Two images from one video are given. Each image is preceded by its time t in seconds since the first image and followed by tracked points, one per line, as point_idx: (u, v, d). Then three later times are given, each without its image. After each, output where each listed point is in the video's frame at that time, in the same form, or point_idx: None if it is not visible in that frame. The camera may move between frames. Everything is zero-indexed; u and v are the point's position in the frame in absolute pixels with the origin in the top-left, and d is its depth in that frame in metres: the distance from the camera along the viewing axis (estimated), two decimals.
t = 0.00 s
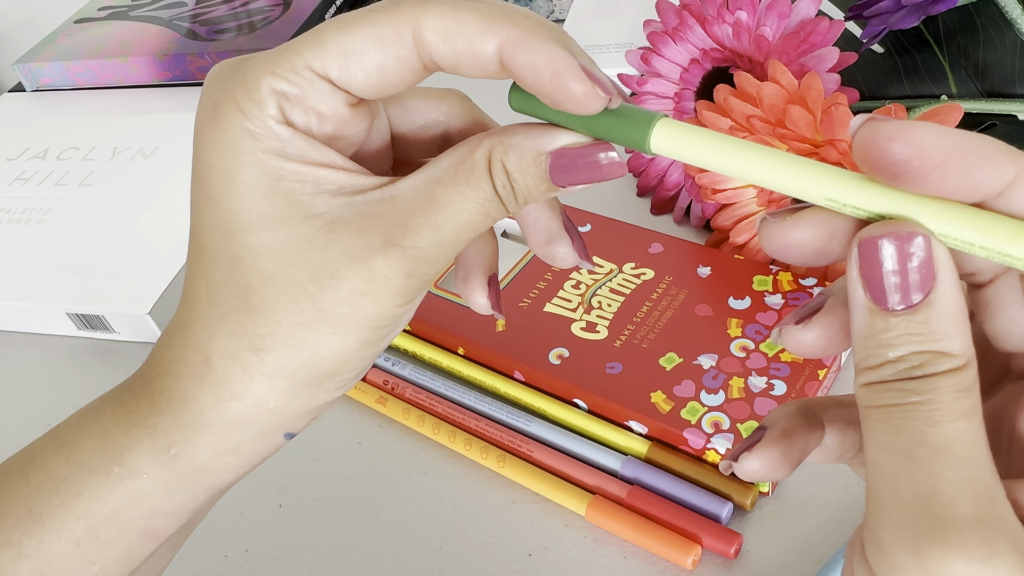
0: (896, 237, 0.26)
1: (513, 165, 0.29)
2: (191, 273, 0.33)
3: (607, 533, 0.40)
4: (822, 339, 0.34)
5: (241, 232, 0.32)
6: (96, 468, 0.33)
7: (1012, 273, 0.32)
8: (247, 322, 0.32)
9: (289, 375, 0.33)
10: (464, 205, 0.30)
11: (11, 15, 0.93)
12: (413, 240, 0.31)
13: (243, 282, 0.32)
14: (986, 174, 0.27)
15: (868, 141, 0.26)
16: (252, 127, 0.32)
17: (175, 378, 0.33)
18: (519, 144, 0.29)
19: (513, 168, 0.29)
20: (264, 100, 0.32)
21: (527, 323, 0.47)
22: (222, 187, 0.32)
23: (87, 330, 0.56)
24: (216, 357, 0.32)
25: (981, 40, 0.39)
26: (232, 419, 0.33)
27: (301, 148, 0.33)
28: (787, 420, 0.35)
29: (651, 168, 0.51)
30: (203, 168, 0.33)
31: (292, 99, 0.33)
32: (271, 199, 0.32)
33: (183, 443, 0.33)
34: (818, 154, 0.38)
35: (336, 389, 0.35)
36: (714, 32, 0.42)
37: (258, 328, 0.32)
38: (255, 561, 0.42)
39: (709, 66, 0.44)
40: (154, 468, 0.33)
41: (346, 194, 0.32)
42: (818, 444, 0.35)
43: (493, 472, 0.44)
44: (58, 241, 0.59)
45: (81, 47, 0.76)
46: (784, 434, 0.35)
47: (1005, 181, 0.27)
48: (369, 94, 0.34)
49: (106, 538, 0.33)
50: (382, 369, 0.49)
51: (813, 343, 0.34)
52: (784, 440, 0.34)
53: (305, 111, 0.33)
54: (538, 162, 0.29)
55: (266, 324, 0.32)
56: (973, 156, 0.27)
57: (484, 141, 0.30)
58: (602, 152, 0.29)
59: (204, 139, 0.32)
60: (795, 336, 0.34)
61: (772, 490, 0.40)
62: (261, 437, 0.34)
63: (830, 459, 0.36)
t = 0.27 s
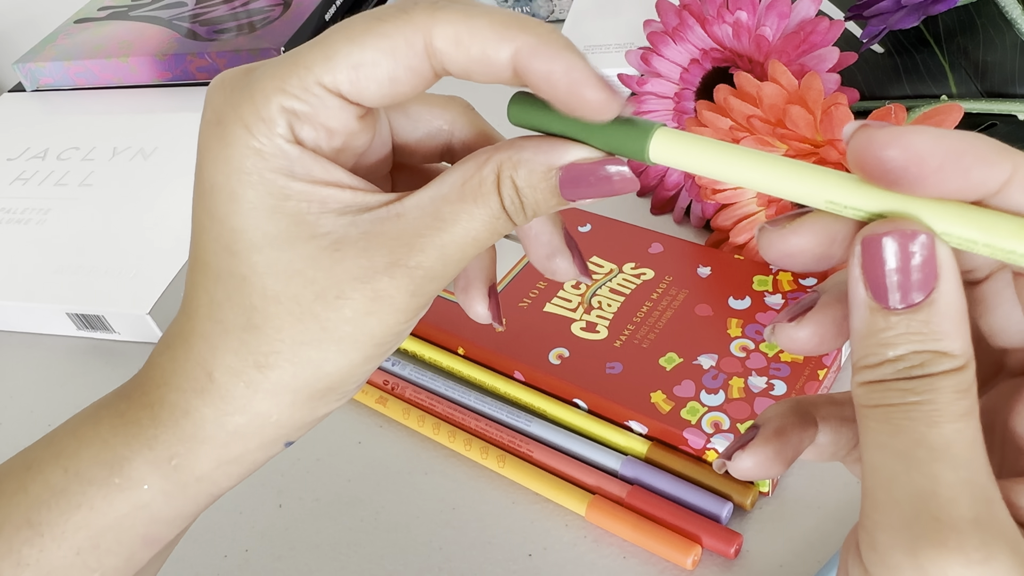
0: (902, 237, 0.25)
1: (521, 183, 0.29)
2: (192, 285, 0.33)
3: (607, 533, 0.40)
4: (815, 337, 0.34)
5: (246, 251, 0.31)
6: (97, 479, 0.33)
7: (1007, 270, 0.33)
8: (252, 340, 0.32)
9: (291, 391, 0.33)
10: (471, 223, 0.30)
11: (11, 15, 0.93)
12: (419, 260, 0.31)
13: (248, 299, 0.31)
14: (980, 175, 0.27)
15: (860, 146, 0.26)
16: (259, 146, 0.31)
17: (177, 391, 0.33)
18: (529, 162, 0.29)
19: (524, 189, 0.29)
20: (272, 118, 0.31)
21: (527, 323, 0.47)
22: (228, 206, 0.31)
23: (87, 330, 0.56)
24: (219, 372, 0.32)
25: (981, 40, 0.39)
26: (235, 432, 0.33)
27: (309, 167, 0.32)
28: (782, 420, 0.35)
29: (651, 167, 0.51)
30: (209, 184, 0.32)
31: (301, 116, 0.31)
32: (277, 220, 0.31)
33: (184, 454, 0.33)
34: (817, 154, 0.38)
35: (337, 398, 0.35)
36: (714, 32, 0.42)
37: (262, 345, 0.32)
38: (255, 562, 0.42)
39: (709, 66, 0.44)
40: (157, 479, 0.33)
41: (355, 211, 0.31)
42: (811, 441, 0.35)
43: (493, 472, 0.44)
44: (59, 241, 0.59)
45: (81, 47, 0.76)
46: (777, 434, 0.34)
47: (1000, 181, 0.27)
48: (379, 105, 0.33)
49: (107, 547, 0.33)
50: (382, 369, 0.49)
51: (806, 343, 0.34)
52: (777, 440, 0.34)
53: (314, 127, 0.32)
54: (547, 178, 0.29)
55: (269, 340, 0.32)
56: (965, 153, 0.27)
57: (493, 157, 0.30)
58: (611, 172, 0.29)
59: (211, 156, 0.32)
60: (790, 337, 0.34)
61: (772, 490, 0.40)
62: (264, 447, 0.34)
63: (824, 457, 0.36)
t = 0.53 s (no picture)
0: (828, 248, 0.25)
1: (531, 200, 0.30)
2: (202, 309, 0.32)
3: (607, 533, 0.40)
4: (756, 343, 0.36)
5: (263, 281, 0.31)
6: (101, 501, 0.33)
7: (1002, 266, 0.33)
8: (266, 367, 0.32)
9: (305, 417, 0.33)
10: (483, 237, 0.31)
11: (12, 15, 0.94)
12: (433, 283, 0.31)
13: (262, 327, 0.31)
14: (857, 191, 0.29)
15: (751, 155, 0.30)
16: (282, 179, 0.30)
17: (187, 416, 0.33)
18: (539, 179, 0.29)
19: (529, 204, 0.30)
20: (299, 155, 0.30)
21: (528, 322, 0.47)
22: (244, 237, 0.31)
23: (87, 330, 0.56)
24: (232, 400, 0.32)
25: (981, 40, 0.39)
26: (246, 456, 0.33)
27: (332, 204, 0.31)
28: (743, 429, 0.36)
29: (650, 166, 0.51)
30: (223, 211, 0.31)
31: (330, 157, 0.31)
32: (295, 253, 0.31)
33: (191, 478, 0.33)
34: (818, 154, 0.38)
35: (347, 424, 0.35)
36: (714, 32, 0.42)
37: (278, 374, 0.32)
38: (255, 561, 0.42)
39: (709, 66, 0.44)
40: (163, 500, 0.33)
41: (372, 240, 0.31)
42: (776, 450, 0.36)
43: (493, 472, 0.44)
44: (59, 241, 0.59)
45: (81, 47, 0.76)
46: (736, 443, 0.36)
47: (879, 198, 0.29)
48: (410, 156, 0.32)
49: (112, 565, 0.34)
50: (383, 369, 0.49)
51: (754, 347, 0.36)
52: (736, 449, 0.35)
53: (341, 168, 0.31)
54: (556, 202, 0.29)
55: (286, 370, 0.32)
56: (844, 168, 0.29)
57: (505, 170, 0.30)
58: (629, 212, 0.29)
59: (230, 184, 0.31)
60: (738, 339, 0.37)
61: (772, 491, 0.40)
62: (274, 470, 0.34)
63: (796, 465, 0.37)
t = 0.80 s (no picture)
0: (855, 251, 0.25)
1: (531, 194, 0.30)
2: (218, 329, 0.32)
3: (607, 533, 0.40)
4: (780, 324, 0.36)
5: (282, 299, 0.31)
6: (113, 525, 0.32)
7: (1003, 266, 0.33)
8: (290, 389, 0.32)
9: (324, 436, 0.33)
10: (496, 237, 0.31)
11: (13, 14, 0.94)
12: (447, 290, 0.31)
13: (279, 349, 0.31)
14: (876, 198, 0.29)
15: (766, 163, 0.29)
16: (310, 195, 0.30)
17: (203, 438, 0.32)
18: (539, 172, 0.30)
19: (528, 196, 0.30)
20: (329, 169, 0.30)
21: (528, 321, 0.48)
22: (265, 254, 0.31)
23: (87, 330, 0.56)
24: (250, 421, 0.32)
25: (981, 40, 0.39)
26: (262, 478, 0.33)
27: (359, 220, 0.31)
28: (758, 420, 0.36)
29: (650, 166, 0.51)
30: (247, 228, 0.31)
31: (361, 171, 0.31)
32: (317, 272, 0.31)
33: (206, 501, 0.33)
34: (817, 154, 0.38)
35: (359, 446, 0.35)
36: (714, 32, 0.42)
37: (297, 394, 0.32)
38: (254, 561, 0.42)
39: (709, 66, 0.44)
40: (175, 525, 0.33)
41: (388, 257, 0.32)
42: (790, 441, 0.36)
43: (493, 473, 0.44)
44: (59, 241, 0.59)
45: (81, 47, 0.76)
46: (751, 434, 0.36)
47: (897, 206, 0.28)
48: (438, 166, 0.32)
49: None
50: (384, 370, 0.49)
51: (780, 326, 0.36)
52: (749, 442, 0.35)
53: (371, 182, 0.31)
54: (554, 195, 0.30)
55: (306, 389, 0.32)
56: (860, 175, 0.29)
57: (504, 164, 0.31)
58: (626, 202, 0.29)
59: (258, 201, 0.31)
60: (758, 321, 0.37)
61: (772, 490, 0.40)
62: (289, 492, 0.34)
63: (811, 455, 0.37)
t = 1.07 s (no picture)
0: (874, 255, 0.25)
1: (540, 189, 0.30)
2: (236, 346, 0.32)
3: (607, 533, 0.40)
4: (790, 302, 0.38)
5: (300, 312, 0.31)
6: (128, 544, 0.32)
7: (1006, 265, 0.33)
8: (309, 405, 0.32)
9: (343, 452, 0.32)
10: (508, 238, 0.31)
11: (13, 15, 0.94)
12: (467, 294, 0.31)
13: (298, 363, 0.31)
14: (898, 201, 0.28)
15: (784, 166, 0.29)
16: (332, 203, 0.30)
17: (221, 456, 0.32)
18: (547, 168, 0.30)
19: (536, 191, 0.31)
20: (352, 176, 0.30)
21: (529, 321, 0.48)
22: (287, 264, 0.31)
23: (87, 330, 0.56)
24: (268, 439, 0.32)
25: (981, 40, 0.39)
26: (281, 497, 0.33)
27: (381, 228, 0.31)
28: (763, 416, 0.36)
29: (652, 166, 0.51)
30: (266, 238, 0.31)
31: (385, 177, 0.30)
32: (338, 282, 0.31)
33: (224, 521, 0.33)
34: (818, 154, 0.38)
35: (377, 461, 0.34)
36: (714, 32, 0.42)
37: (316, 410, 0.32)
38: (255, 561, 0.42)
39: (709, 66, 0.44)
40: (193, 545, 0.33)
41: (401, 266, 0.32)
42: (791, 435, 0.35)
43: (493, 473, 0.44)
44: (59, 241, 0.59)
45: (81, 47, 0.76)
46: (753, 431, 0.36)
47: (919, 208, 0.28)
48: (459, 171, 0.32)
49: None
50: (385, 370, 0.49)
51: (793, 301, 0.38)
52: (752, 437, 0.35)
53: (394, 189, 0.31)
54: (564, 190, 0.30)
55: (324, 404, 0.32)
56: (880, 180, 0.28)
57: (512, 163, 0.31)
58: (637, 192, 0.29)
59: (278, 209, 0.30)
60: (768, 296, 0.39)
61: (772, 490, 0.40)
62: (308, 511, 0.34)
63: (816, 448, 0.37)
